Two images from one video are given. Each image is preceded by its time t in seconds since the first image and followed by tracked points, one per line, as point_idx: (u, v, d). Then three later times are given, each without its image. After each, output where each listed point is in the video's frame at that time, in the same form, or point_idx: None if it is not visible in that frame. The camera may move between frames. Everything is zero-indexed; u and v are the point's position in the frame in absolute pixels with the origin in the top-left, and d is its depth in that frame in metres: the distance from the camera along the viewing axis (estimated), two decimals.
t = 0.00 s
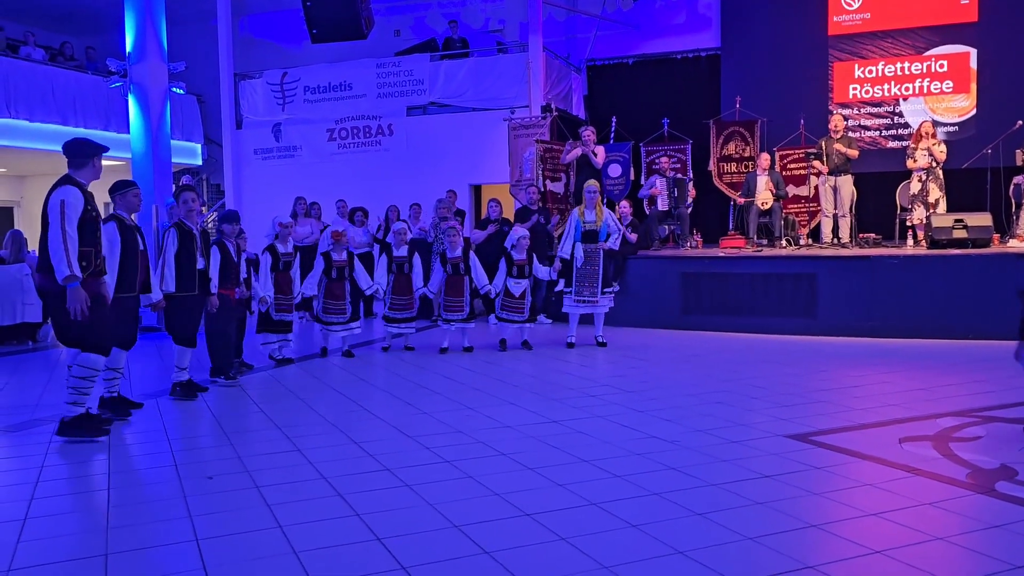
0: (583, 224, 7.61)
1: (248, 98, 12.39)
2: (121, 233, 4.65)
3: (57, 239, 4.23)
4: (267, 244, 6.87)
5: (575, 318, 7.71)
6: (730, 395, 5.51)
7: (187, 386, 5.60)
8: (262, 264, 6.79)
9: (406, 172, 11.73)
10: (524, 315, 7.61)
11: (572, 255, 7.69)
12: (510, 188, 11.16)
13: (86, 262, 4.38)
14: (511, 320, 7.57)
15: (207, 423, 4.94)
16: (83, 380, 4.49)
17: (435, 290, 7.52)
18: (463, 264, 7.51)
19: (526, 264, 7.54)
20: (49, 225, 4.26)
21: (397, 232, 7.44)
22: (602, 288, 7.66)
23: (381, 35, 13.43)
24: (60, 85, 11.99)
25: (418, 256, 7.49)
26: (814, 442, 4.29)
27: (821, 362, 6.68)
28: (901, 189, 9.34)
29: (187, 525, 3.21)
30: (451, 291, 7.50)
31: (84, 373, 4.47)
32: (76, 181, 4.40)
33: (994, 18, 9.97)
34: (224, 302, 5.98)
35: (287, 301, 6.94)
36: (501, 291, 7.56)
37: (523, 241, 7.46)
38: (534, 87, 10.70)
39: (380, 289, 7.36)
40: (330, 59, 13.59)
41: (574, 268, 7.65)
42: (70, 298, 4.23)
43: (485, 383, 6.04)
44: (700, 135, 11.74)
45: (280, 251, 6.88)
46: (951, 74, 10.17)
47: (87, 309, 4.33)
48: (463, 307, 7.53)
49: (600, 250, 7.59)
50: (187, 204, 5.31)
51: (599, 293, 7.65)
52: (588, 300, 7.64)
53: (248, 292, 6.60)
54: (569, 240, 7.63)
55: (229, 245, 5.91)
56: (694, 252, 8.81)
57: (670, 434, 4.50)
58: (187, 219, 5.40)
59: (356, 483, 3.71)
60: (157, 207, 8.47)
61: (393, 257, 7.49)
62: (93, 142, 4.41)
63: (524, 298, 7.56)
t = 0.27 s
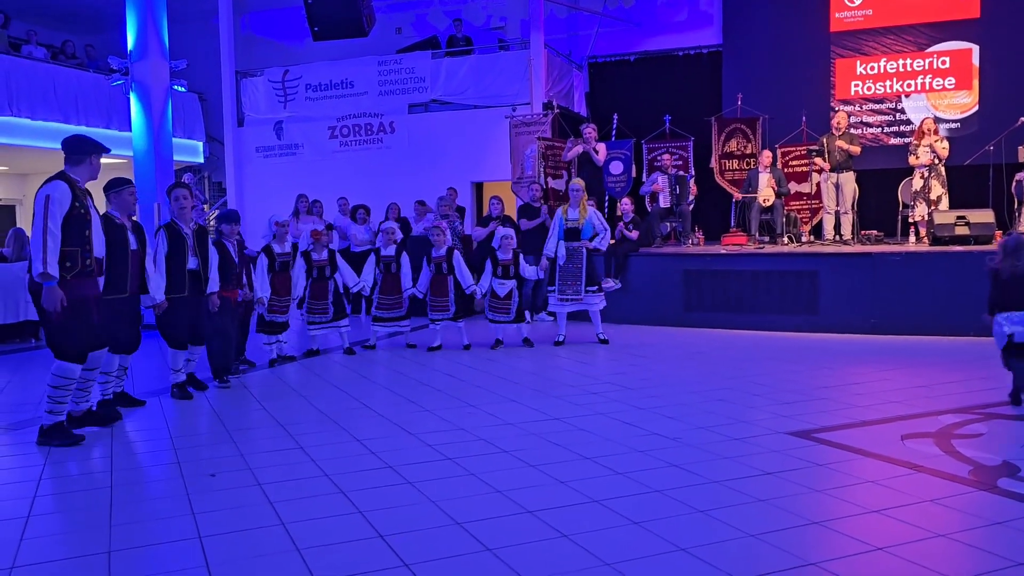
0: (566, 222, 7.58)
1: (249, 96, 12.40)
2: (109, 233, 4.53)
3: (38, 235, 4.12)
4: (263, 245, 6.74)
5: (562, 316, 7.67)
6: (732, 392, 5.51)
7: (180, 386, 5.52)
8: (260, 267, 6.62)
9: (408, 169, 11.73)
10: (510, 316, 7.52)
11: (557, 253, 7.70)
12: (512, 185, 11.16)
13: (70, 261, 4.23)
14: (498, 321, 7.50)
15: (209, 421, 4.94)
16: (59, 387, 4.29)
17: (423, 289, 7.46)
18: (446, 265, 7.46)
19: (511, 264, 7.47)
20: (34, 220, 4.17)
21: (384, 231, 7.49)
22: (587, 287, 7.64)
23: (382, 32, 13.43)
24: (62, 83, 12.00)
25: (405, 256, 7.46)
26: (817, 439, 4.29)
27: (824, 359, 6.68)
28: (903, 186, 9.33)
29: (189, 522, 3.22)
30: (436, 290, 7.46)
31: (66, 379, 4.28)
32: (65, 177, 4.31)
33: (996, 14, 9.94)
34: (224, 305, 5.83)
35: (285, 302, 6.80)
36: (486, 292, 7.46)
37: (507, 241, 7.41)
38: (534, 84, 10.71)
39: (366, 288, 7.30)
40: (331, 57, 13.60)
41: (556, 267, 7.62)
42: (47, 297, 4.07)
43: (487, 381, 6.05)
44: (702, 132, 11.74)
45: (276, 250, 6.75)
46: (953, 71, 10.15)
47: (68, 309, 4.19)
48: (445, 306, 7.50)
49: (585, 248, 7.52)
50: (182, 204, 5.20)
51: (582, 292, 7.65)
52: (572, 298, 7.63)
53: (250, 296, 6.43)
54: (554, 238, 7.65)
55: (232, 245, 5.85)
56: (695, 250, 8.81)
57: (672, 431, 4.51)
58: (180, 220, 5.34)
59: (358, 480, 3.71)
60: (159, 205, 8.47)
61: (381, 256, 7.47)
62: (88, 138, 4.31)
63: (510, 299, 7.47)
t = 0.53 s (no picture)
0: (548, 220, 7.60)
1: (250, 94, 12.41)
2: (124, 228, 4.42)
3: (53, 233, 4.03)
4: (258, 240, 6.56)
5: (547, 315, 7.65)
6: (732, 389, 5.52)
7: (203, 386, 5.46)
8: (257, 265, 6.39)
9: (408, 167, 11.73)
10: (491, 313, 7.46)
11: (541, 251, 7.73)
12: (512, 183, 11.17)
13: (85, 260, 4.13)
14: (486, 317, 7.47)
15: (211, 418, 4.95)
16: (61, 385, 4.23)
17: (409, 286, 7.44)
18: (433, 261, 7.38)
19: (498, 260, 7.42)
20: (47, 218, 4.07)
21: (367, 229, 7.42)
22: (566, 284, 7.60)
23: (382, 30, 13.43)
24: (62, 81, 12.00)
25: (388, 253, 7.38)
26: (817, 436, 4.30)
27: (824, 356, 6.68)
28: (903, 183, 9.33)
29: (192, 519, 3.22)
30: (421, 287, 7.40)
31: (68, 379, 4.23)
32: (76, 172, 4.18)
33: (997, 10, 9.93)
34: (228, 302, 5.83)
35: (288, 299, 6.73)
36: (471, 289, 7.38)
37: (494, 237, 7.39)
38: (534, 82, 10.65)
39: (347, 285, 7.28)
40: (331, 55, 13.61)
41: (537, 263, 7.63)
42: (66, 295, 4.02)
43: (488, 378, 6.05)
44: (703, 130, 11.75)
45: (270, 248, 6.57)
46: (953, 68, 10.13)
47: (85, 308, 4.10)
48: (429, 304, 7.39)
49: (566, 244, 7.55)
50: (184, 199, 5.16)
51: (563, 289, 7.59)
52: (550, 295, 7.62)
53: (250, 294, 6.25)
54: (538, 236, 7.69)
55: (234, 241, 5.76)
56: (696, 247, 8.81)
57: (673, 428, 4.51)
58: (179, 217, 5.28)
59: (360, 478, 3.72)
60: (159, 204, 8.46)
61: (363, 254, 7.41)
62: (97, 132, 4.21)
63: (497, 296, 7.39)
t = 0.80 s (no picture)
0: (533, 220, 7.63)
1: (250, 93, 12.40)
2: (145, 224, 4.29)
3: (77, 230, 3.88)
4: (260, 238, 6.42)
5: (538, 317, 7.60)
6: (733, 387, 5.52)
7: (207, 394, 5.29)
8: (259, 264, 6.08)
9: (408, 165, 11.74)
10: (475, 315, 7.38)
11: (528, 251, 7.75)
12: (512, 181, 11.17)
13: (113, 256, 3.99)
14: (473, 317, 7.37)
15: (212, 417, 4.95)
16: (98, 382, 4.07)
17: (397, 286, 7.46)
18: (420, 261, 7.37)
19: (484, 263, 7.48)
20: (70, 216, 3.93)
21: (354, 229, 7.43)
22: (552, 285, 7.60)
23: (382, 28, 13.41)
24: (61, 80, 11.98)
25: (375, 254, 7.43)
26: (817, 434, 4.30)
27: (825, 354, 6.68)
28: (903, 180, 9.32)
29: (192, 518, 3.23)
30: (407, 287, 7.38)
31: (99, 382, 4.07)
32: (96, 168, 4.06)
33: (997, 8, 9.92)
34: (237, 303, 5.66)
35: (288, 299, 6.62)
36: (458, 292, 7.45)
37: (483, 240, 7.33)
38: (535, 81, 10.58)
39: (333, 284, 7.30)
40: (331, 54, 13.60)
41: (524, 264, 7.66)
42: (94, 294, 3.88)
43: (488, 377, 6.05)
44: (704, 128, 11.74)
45: (271, 248, 6.44)
46: (954, 65, 10.12)
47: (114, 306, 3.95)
48: (416, 305, 7.38)
49: (552, 244, 7.58)
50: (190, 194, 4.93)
51: (550, 290, 7.59)
52: (537, 296, 7.61)
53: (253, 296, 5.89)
54: (524, 237, 7.67)
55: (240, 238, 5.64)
56: (696, 245, 8.80)
57: (673, 426, 4.51)
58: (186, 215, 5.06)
59: (360, 476, 3.72)
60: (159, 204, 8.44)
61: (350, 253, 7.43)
62: (115, 125, 4.11)
63: (483, 297, 7.36)
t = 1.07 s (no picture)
0: (517, 218, 7.56)
1: (249, 92, 12.39)
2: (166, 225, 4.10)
3: (104, 231, 3.68)
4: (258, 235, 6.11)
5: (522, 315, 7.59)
6: (732, 386, 5.52)
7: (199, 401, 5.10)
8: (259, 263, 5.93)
9: (407, 164, 11.74)
10: (473, 314, 7.39)
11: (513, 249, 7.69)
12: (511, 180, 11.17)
13: (139, 258, 3.80)
14: (460, 318, 7.36)
15: (212, 416, 4.95)
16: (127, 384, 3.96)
17: (384, 286, 7.42)
18: (410, 259, 7.34)
19: (471, 259, 7.30)
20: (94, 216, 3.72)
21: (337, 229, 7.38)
22: (542, 283, 7.61)
23: (382, 26, 13.41)
24: (60, 80, 11.98)
25: (358, 254, 7.35)
26: (817, 432, 4.30)
27: (825, 353, 6.67)
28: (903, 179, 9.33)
29: (192, 517, 3.22)
30: (396, 286, 7.35)
31: (146, 395, 3.86)
32: (121, 166, 3.86)
33: (996, 6, 9.92)
34: (240, 303, 5.42)
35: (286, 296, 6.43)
36: (448, 290, 7.32)
37: (467, 237, 7.25)
38: (534, 79, 10.55)
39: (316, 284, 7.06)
40: (331, 53, 13.60)
41: (512, 263, 7.63)
42: (126, 297, 3.68)
43: (488, 376, 6.05)
44: (704, 127, 11.78)
45: (270, 244, 6.18)
46: (953, 64, 10.12)
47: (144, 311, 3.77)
48: (405, 304, 7.33)
49: (538, 241, 7.58)
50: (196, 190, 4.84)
51: (539, 288, 7.59)
52: (526, 295, 7.60)
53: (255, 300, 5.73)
54: (508, 234, 7.53)
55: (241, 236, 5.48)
56: (696, 244, 8.80)
57: (672, 425, 4.51)
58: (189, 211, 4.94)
59: (360, 475, 3.72)
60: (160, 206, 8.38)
61: (333, 253, 7.39)
62: (139, 122, 3.91)
63: (472, 297, 7.33)
